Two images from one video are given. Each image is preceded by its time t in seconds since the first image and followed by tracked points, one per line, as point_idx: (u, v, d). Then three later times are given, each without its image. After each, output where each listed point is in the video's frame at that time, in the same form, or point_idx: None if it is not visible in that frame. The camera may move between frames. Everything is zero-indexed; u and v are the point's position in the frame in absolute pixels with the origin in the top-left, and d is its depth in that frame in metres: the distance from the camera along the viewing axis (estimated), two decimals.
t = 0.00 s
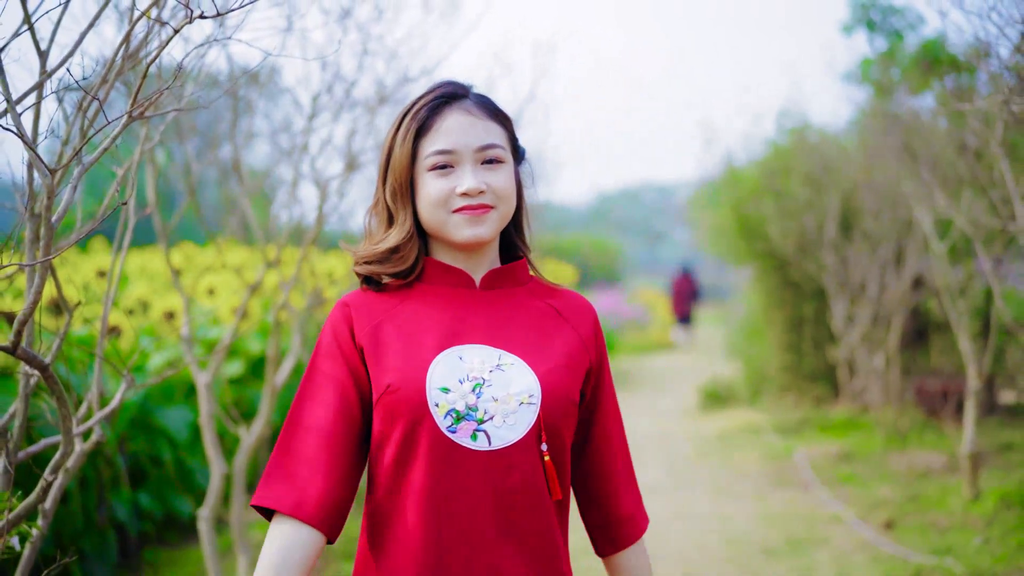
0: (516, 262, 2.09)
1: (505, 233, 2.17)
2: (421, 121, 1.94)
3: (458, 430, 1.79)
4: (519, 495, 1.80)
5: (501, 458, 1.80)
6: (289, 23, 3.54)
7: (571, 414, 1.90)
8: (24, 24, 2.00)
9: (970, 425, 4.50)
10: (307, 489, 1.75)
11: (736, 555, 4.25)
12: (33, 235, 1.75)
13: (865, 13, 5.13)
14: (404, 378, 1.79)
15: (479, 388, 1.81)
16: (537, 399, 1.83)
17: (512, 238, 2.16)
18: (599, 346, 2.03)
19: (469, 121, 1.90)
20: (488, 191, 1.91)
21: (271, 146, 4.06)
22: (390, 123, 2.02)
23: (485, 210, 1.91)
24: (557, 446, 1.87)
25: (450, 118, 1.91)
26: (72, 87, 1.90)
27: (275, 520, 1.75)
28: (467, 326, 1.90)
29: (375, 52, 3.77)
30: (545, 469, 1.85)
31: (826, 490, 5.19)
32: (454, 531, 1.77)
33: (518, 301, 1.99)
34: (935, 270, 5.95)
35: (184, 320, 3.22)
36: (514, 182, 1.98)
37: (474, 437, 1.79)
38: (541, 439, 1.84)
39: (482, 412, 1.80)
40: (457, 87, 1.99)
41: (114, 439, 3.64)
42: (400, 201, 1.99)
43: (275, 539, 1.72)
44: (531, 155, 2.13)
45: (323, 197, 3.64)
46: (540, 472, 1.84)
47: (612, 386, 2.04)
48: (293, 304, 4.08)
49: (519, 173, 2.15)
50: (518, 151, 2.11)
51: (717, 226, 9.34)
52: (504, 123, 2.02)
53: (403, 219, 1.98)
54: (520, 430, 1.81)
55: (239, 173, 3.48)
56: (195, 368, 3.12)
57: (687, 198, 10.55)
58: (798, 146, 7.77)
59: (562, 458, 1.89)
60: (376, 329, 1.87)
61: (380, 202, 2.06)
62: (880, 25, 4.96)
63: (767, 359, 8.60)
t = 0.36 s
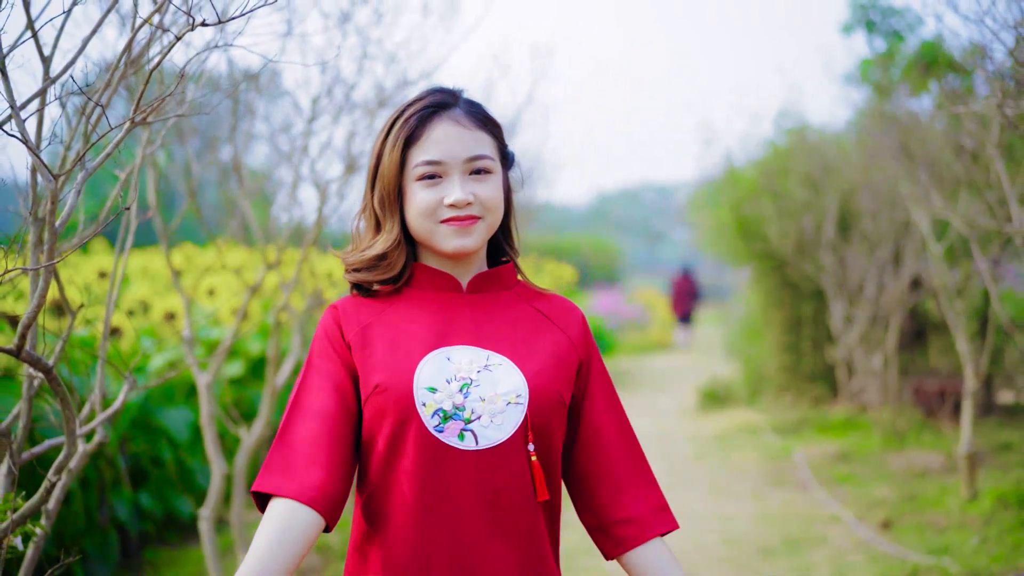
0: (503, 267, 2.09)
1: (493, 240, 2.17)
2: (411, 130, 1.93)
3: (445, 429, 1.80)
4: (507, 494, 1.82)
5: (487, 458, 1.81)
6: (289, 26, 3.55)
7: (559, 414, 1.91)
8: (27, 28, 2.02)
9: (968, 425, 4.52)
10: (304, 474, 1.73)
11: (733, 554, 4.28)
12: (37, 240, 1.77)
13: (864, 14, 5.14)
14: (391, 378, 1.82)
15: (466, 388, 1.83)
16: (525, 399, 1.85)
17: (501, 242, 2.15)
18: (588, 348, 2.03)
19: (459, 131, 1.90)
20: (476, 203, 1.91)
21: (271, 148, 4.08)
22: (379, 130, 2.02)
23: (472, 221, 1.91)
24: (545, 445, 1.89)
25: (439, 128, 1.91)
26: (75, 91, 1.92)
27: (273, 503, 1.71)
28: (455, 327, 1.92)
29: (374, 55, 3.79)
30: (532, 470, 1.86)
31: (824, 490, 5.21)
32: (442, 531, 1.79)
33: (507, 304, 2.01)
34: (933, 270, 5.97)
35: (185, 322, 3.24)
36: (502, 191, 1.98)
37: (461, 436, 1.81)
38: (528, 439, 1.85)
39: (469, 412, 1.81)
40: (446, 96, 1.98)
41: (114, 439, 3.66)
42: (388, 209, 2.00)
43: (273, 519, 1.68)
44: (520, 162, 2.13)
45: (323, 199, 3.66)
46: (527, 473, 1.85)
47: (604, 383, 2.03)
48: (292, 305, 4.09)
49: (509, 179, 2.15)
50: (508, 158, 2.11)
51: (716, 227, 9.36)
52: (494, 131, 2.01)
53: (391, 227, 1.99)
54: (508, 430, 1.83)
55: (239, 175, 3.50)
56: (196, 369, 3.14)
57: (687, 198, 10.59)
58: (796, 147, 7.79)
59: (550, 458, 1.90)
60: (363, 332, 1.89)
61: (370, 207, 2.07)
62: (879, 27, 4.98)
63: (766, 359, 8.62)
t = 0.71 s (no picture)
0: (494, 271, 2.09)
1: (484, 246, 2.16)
2: (402, 143, 1.93)
3: (438, 433, 1.83)
4: (500, 497, 1.84)
5: (479, 460, 1.83)
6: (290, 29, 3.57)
7: (553, 412, 1.92)
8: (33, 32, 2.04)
9: (965, 425, 4.54)
10: (326, 483, 1.75)
11: (732, 553, 4.30)
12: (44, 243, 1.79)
13: (863, 14, 5.16)
14: (384, 385, 1.84)
15: (458, 391, 1.85)
16: (517, 401, 1.86)
17: (491, 247, 2.13)
18: (579, 348, 2.02)
19: (451, 145, 1.90)
20: (468, 216, 1.90)
21: (271, 150, 4.09)
22: (369, 141, 2.01)
23: (462, 235, 1.91)
24: (537, 447, 1.91)
25: (431, 142, 1.90)
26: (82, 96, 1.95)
27: (299, 513, 1.73)
28: (446, 332, 1.93)
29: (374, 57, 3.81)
30: (527, 472, 1.87)
31: (823, 489, 5.22)
32: (436, 533, 1.81)
33: (494, 308, 2.00)
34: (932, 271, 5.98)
35: (187, 323, 3.25)
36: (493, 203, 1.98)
37: (455, 439, 1.83)
38: (522, 441, 1.87)
39: (462, 415, 1.84)
40: (437, 107, 1.97)
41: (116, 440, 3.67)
42: (379, 220, 1.99)
43: (308, 531, 1.69)
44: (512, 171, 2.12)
45: (324, 201, 3.68)
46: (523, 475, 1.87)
47: (592, 381, 2.00)
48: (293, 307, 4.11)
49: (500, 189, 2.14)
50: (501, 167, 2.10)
51: (715, 227, 9.38)
52: (486, 142, 2.00)
53: (378, 237, 1.98)
54: (500, 433, 1.85)
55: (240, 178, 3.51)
56: (198, 369, 3.15)
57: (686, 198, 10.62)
58: (796, 148, 7.81)
59: (543, 459, 1.92)
60: (358, 339, 1.90)
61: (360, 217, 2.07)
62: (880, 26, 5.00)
63: (765, 359, 8.64)
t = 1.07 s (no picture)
0: (490, 277, 2.09)
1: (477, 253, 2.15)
2: (401, 154, 1.92)
3: (436, 438, 1.84)
4: (497, 500, 1.85)
5: (477, 465, 1.84)
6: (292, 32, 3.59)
7: (550, 413, 1.95)
8: (39, 35, 2.06)
9: (964, 425, 4.55)
10: (350, 501, 1.80)
11: (731, 552, 4.33)
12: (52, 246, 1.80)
13: (863, 16, 5.26)
14: (381, 393, 1.85)
15: (455, 397, 1.86)
16: (513, 406, 1.87)
17: (484, 252, 2.12)
18: (573, 351, 2.03)
19: (449, 157, 1.90)
20: (465, 227, 1.91)
21: (273, 152, 4.11)
22: (365, 151, 2.01)
23: (460, 246, 1.91)
24: (533, 450, 1.93)
25: (429, 154, 1.90)
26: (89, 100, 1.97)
27: (334, 533, 1.79)
28: (443, 338, 1.94)
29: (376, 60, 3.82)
30: (523, 475, 1.90)
31: (822, 489, 5.24)
32: (434, 537, 1.82)
33: (487, 314, 2.01)
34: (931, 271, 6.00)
35: (190, 323, 3.27)
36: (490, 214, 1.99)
37: (451, 444, 1.84)
38: (520, 445, 1.89)
39: (459, 420, 1.85)
40: (436, 117, 1.97)
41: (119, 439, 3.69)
42: (377, 230, 1.99)
43: (353, 550, 1.76)
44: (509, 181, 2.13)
45: (326, 203, 3.69)
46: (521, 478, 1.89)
47: (580, 383, 2.00)
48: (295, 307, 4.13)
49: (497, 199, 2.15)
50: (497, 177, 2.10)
51: (715, 227, 9.40)
52: (483, 153, 2.01)
53: (375, 247, 1.98)
54: (497, 437, 1.86)
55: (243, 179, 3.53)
56: (201, 369, 3.17)
57: (686, 198, 10.65)
58: (795, 148, 7.83)
59: (538, 464, 1.94)
60: (357, 347, 1.91)
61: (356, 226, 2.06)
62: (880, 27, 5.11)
63: (765, 359, 8.66)
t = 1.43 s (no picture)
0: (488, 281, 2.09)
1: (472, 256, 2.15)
2: (404, 158, 1.94)
3: (443, 445, 1.84)
4: (504, 504, 1.86)
5: (484, 471, 1.85)
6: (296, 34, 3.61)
7: (549, 416, 1.96)
8: (51, 39, 2.09)
9: (962, 425, 4.58)
10: (368, 507, 1.83)
11: (731, 552, 4.35)
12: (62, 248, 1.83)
13: (863, 18, 5.39)
14: (386, 401, 1.84)
15: (461, 403, 1.86)
16: (519, 412, 1.88)
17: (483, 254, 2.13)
18: (570, 354, 2.06)
19: (453, 161, 1.92)
20: (468, 230, 1.93)
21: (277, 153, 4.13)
22: (368, 154, 2.02)
23: (462, 249, 1.93)
24: (534, 454, 1.94)
25: (433, 158, 1.92)
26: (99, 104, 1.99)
27: (359, 541, 1.81)
28: (446, 343, 1.95)
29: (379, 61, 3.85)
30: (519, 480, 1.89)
31: (822, 489, 5.26)
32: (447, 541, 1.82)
33: (487, 319, 2.02)
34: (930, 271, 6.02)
35: (194, 323, 3.29)
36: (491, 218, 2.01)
37: (459, 451, 1.84)
38: (520, 451, 1.90)
39: (466, 426, 1.85)
40: (439, 121, 1.99)
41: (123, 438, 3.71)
42: (379, 232, 1.99)
43: (384, 555, 1.79)
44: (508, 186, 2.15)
45: (329, 204, 3.72)
46: (516, 483, 1.89)
47: (577, 387, 2.02)
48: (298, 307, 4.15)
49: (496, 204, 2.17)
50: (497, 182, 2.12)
51: (715, 227, 9.42)
52: (484, 158, 2.03)
53: (379, 249, 1.98)
54: (503, 443, 1.87)
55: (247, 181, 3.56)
56: (206, 368, 3.19)
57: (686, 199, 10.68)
58: (795, 149, 7.85)
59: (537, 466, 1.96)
60: (365, 351, 1.91)
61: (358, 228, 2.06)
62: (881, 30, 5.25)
63: (764, 360, 8.68)
